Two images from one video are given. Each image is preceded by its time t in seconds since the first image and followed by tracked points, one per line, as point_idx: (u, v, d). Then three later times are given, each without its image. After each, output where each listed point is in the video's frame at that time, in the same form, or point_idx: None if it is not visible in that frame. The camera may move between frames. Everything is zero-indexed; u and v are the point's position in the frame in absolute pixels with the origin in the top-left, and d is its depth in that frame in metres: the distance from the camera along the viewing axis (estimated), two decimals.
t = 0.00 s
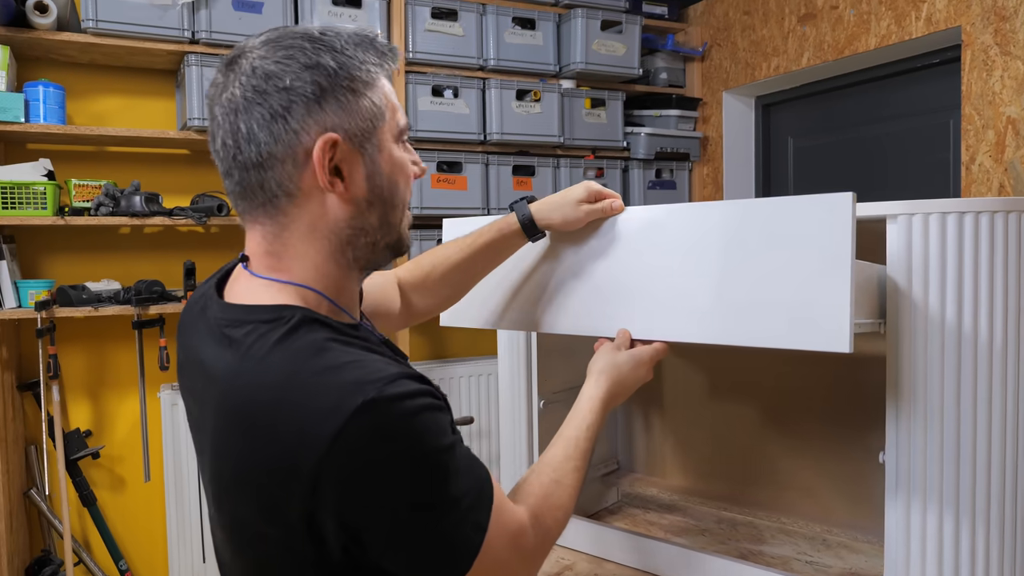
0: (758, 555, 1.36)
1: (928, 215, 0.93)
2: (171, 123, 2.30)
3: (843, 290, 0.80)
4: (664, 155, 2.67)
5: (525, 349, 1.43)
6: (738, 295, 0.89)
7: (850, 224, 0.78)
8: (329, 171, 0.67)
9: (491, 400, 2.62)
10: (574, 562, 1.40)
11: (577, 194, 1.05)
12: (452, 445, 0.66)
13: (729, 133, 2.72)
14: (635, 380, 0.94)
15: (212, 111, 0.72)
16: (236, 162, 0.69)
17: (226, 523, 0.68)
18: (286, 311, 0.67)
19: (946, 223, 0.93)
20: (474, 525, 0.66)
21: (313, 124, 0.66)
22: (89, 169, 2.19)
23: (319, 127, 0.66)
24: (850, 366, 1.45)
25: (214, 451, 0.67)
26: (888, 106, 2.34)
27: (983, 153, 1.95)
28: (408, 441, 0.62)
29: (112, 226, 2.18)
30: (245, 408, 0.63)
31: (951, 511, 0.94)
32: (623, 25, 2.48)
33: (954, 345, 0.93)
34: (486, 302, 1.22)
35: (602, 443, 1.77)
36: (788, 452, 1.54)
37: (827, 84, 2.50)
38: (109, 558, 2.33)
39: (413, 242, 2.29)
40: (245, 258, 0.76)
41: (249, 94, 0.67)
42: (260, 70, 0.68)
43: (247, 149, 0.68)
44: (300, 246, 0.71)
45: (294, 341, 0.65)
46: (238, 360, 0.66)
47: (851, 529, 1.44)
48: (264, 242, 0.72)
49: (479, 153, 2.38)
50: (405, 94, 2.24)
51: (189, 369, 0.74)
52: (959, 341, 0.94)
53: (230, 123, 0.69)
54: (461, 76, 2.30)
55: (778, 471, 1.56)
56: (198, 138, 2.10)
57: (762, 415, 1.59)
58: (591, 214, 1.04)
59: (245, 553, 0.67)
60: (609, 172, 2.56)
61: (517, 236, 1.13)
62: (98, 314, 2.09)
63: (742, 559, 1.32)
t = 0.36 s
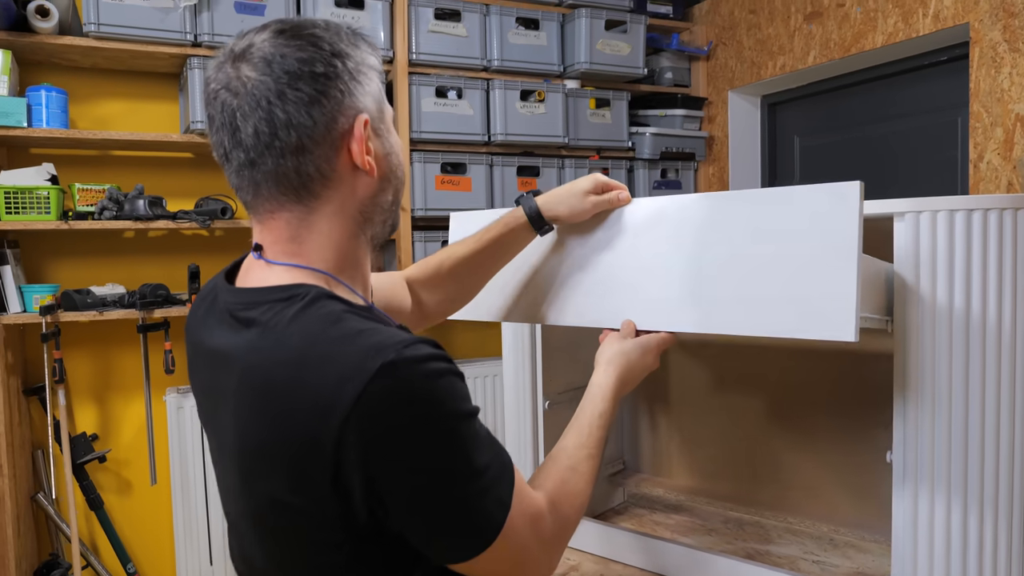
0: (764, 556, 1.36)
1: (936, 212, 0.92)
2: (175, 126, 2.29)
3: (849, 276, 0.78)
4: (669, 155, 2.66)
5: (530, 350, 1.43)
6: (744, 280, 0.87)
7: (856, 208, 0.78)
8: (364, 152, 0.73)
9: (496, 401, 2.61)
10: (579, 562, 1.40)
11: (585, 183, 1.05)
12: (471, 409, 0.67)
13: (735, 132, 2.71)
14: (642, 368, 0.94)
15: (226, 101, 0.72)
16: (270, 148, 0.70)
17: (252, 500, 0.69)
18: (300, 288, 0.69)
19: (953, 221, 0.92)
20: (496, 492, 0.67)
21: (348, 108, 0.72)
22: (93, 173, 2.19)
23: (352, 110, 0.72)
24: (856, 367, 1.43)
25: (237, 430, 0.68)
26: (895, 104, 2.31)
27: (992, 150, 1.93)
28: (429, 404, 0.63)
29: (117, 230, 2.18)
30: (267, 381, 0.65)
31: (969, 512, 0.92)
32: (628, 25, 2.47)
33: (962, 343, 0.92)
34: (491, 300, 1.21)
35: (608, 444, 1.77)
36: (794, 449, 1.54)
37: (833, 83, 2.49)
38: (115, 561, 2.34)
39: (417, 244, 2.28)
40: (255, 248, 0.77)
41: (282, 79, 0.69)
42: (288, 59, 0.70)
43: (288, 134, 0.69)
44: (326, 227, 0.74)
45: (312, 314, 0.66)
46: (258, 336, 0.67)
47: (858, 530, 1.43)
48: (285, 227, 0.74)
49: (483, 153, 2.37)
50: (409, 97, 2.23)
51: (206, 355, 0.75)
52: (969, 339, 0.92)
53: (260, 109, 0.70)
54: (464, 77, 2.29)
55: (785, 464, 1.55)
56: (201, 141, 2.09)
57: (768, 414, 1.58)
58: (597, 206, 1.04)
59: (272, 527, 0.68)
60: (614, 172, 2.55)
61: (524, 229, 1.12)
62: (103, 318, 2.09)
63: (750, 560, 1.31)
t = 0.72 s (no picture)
0: (765, 547, 1.35)
1: (932, 201, 0.88)
2: (168, 123, 2.28)
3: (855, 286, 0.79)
4: (665, 146, 2.65)
5: (527, 349, 1.39)
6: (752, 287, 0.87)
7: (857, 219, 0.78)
8: (363, 139, 0.73)
9: (495, 395, 2.61)
10: (580, 557, 1.38)
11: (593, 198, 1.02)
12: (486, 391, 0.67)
13: (730, 123, 2.70)
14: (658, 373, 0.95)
15: (225, 95, 0.72)
16: (272, 138, 0.70)
17: (268, 490, 0.68)
18: (310, 276, 0.69)
19: (949, 208, 0.88)
20: (509, 469, 0.67)
21: (347, 95, 0.72)
22: (86, 171, 2.18)
23: (351, 99, 0.72)
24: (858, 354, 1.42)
25: (250, 421, 0.67)
26: (891, 91, 2.31)
27: (987, 137, 1.93)
28: (444, 385, 0.63)
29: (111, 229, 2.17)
30: (281, 369, 0.64)
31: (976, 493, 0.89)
32: (622, 16, 2.46)
33: (960, 337, 0.88)
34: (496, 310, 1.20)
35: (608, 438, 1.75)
36: (792, 441, 1.53)
37: (828, 71, 2.48)
38: (113, 562, 2.32)
39: (414, 239, 2.27)
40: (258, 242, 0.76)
41: (282, 70, 0.69)
42: (286, 52, 0.70)
43: (291, 123, 0.69)
44: (329, 216, 0.73)
45: (323, 300, 0.66)
46: (270, 325, 0.67)
47: (858, 519, 1.43)
48: (289, 219, 0.73)
49: (479, 147, 2.36)
50: (403, 91, 2.22)
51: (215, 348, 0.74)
52: (966, 333, 0.89)
53: (261, 101, 0.69)
54: (458, 69, 2.28)
55: (783, 454, 1.54)
56: (195, 137, 2.08)
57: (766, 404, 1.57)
58: (607, 218, 1.01)
59: (289, 516, 0.68)
60: (610, 164, 2.55)
61: (534, 241, 1.10)
62: (98, 318, 2.07)
63: (751, 551, 1.31)
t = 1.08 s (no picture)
0: (736, 557, 1.37)
1: (906, 217, 0.94)
2: (146, 120, 2.25)
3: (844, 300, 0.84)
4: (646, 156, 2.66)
5: (505, 347, 1.41)
6: (746, 296, 0.92)
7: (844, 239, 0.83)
8: (340, 147, 0.72)
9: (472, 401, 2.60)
10: (552, 564, 1.39)
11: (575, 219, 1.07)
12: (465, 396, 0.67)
13: (711, 134, 2.72)
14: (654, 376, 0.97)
15: (205, 96, 0.71)
16: (248, 140, 0.69)
17: (246, 499, 0.68)
18: (288, 284, 0.68)
19: (924, 224, 0.93)
20: (489, 463, 0.67)
21: (327, 102, 0.71)
22: (61, 167, 2.14)
23: (330, 106, 0.71)
24: (830, 366, 1.44)
25: (228, 431, 0.66)
26: (869, 108, 2.35)
27: (962, 155, 1.96)
28: (426, 394, 0.63)
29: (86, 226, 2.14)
30: (261, 380, 0.63)
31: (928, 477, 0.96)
32: (606, 25, 2.47)
33: (929, 343, 0.94)
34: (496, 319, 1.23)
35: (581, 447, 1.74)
36: (763, 451, 1.54)
37: (809, 86, 2.51)
38: (80, 563, 2.29)
39: (393, 243, 2.26)
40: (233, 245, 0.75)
41: (262, 74, 0.69)
42: (266, 57, 0.70)
43: (268, 126, 0.68)
44: (304, 220, 0.73)
45: (304, 308, 0.66)
46: (249, 332, 0.66)
47: (825, 530, 1.45)
48: (263, 222, 0.72)
49: (461, 152, 2.36)
50: (386, 95, 2.21)
51: (190, 358, 0.73)
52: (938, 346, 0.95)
53: (239, 103, 0.69)
54: (442, 74, 2.27)
55: (754, 465, 1.56)
56: (173, 135, 2.05)
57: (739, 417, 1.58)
58: (601, 237, 1.05)
59: (271, 524, 0.67)
60: (591, 173, 2.55)
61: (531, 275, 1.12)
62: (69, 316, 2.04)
63: (722, 561, 1.32)
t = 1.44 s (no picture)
0: (726, 545, 1.39)
1: (893, 207, 0.99)
2: (135, 112, 2.24)
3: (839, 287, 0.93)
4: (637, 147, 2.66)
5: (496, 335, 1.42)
6: (745, 283, 1.00)
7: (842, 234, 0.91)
8: (318, 143, 0.72)
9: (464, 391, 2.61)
10: (543, 553, 1.41)
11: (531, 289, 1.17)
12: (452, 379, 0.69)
13: (703, 125, 2.73)
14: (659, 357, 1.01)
15: (186, 89, 0.72)
16: (225, 134, 0.70)
17: (236, 496, 0.67)
18: (270, 277, 0.69)
19: (910, 213, 0.99)
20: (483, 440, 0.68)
21: (306, 98, 0.71)
22: (51, 159, 2.14)
23: (309, 103, 0.72)
24: (819, 353, 1.45)
25: (216, 428, 0.66)
26: (859, 99, 2.35)
27: (951, 146, 1.97)
28: (415, 376, 0.64)
29: (76, 218, 2.13)
30: (251, 372, 0.64)
31: (914, 451, 1.02)
32: (597, 16, 2.47)
33: (917, 328, 1.00)
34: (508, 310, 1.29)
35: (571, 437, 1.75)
36: (753, 443, 1.56)
37: (800, 76, 2.51)
38: (74, 554, 2.30)
39: (384, 234, 2.26)
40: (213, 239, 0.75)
41: (241, 70, 0.69)
42: (246, 52, 0.70)
43: (244, 121, 0.69)
44: (282, 215, 0.73)
45: (290, 299, 0.67)
46: (237, 325, 0.66)
47: (816, 518, 1.47)
48: (241, 216, 0.73)
49: (452, 143, 2.36)
50: (376, 86, 2.21)
51: (173, 359, 0.72)
52: (923, 331, 1.00)
53: (218, 98, 0.69)
54: (432, 65, 2.27)
55: (744, 457, 1.57)
56: (163, 127, 2.05)
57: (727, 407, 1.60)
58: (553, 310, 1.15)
59: (263, 520, 0.67)
60: (582, 164, 2.55)
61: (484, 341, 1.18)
62: (61, 308, 2.04)
63: (712, 549, 1.34)
